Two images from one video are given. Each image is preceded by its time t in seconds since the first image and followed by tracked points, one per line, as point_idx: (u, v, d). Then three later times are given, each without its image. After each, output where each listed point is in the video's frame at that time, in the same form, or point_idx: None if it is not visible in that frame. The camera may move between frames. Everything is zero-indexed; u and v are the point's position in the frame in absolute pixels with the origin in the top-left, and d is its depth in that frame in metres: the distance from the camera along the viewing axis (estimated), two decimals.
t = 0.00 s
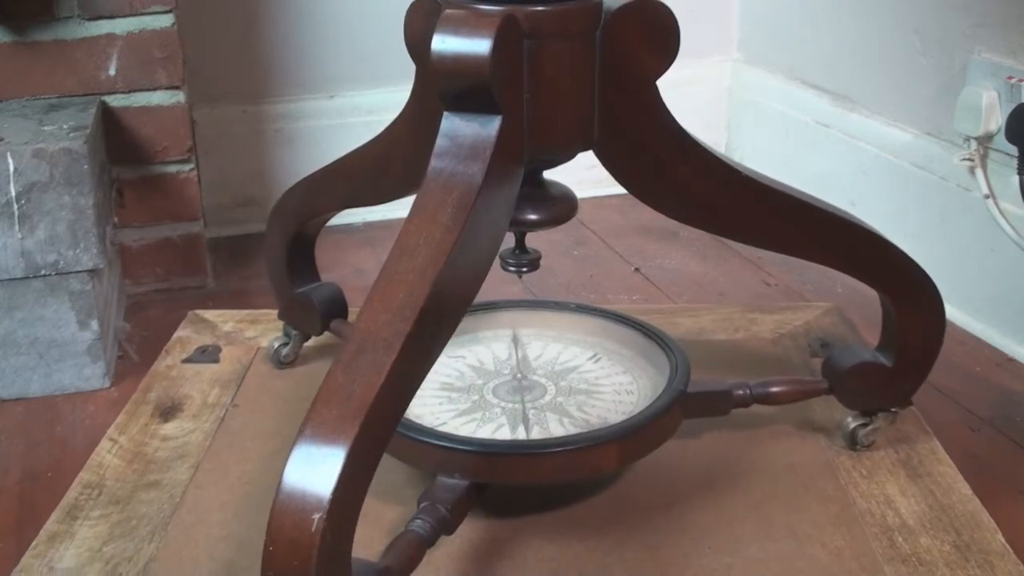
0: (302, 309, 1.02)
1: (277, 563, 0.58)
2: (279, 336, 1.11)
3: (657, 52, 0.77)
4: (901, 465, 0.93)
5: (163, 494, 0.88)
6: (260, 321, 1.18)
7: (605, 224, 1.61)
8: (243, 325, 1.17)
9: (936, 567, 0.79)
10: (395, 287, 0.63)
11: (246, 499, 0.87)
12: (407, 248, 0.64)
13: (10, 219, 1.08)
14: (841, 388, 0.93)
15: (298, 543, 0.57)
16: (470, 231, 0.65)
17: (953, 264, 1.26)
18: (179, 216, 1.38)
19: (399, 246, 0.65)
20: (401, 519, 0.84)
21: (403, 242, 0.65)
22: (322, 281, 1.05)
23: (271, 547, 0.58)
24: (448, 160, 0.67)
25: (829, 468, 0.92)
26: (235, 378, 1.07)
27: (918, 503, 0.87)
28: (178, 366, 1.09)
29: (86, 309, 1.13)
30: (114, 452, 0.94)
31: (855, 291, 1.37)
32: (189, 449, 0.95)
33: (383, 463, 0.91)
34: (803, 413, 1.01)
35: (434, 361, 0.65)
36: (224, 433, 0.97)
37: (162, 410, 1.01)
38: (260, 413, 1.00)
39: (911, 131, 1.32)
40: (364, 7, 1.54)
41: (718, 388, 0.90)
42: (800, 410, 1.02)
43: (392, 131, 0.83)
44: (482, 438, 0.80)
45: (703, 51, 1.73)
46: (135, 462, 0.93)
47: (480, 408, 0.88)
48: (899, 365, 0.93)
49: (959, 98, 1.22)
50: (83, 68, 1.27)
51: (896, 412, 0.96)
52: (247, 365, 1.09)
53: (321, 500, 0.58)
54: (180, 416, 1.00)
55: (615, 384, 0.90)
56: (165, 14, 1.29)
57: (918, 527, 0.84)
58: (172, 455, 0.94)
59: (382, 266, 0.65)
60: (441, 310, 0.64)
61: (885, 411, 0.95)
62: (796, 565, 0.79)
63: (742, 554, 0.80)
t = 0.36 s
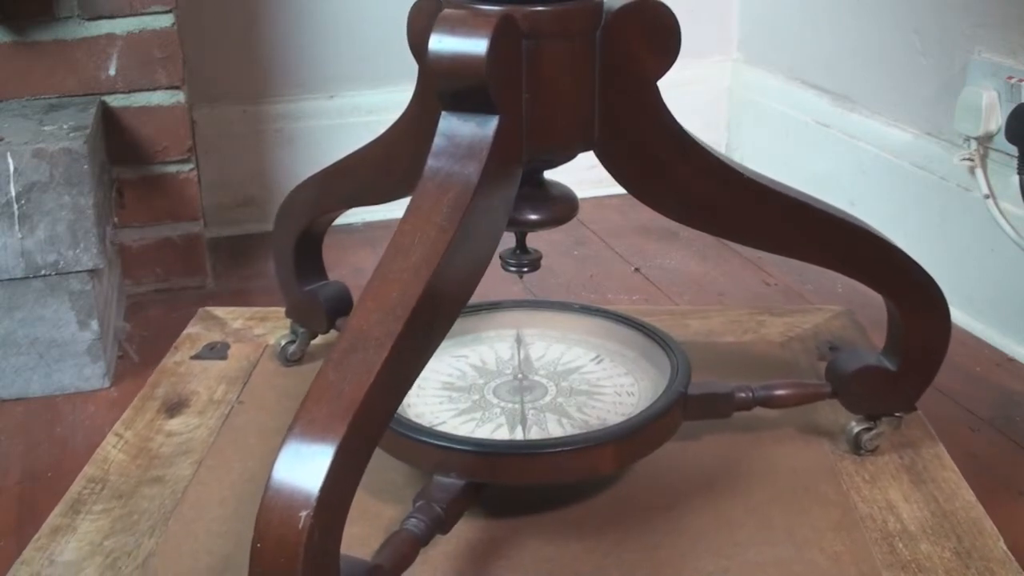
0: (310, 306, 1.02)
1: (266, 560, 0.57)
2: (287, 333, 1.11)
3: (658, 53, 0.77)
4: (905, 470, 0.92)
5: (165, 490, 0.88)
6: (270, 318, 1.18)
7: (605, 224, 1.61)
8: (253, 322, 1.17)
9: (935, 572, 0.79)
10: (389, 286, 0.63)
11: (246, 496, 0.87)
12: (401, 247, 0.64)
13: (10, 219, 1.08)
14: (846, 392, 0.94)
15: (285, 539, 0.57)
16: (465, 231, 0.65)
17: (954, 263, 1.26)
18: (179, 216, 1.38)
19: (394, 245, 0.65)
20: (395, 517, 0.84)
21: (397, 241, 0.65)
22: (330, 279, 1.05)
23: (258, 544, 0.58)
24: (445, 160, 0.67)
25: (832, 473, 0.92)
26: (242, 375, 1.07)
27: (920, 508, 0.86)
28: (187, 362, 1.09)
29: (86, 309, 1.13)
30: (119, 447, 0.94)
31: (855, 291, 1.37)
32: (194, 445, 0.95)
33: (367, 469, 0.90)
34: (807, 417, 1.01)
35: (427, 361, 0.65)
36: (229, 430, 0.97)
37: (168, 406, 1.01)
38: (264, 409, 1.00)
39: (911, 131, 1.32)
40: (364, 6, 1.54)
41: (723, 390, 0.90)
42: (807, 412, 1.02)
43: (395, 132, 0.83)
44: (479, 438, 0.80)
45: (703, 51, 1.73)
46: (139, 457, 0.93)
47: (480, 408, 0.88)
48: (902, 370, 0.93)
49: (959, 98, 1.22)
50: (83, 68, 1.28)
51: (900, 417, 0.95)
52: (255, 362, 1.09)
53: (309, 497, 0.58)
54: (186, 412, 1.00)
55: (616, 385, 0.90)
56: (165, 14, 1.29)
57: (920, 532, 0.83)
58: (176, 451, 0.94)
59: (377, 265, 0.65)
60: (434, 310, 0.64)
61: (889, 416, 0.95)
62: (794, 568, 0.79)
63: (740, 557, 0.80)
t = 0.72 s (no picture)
0: (315, 303, 1.02)
1: (253, 556, 0.58)
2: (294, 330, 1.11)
3: (660, 53, 0.77)
4: (909, 476, 0.92)
5: (168, 485, 0.88)
6: (279, 317, 1.18)
7: (605, 224, 1.61)
8: (263, 320, 1.17)
9: None
10: (381, 284, 0.63)
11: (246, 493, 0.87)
12: (396, 246, 0.64)
13: (10, 219, 1.08)
14: (850, 397, 0.94)
15: (272, 536, 0.57)
16: (461, 232, 0.65)
17: (953, 263, 1.26)
18: (179, 216, 1.38)
19: (389, 243, 0.65)
20: (390, 515, 0.84)
21: (392, 240, 0.65)
22: (337, 276, 1.05)
23: (246, 540, 0.58)
24: (442, 160, 0.67)
25: (835, 477, 0.91)
26: (249, 372, 1.07)
27: (922, 515, 0.86)
28: (196, 358, 1.09)
29: (86, 309, 1.13)
30: (125, 442, 0.94)
31: (854, 292, 1.37)
32: (198, 441, 0.95)
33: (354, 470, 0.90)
34: (807, 421, 1.01)
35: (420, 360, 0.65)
36: (235, 426, 0.97)
37: (175, 402, 1.01)
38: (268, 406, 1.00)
39: (911, 131, 1.32)
40: (365, 7, 1.54)
41: (724, 393, 0.90)
42: (812, 415, 1.02)
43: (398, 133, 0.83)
44: (477, 437, 0.80)
45: (703, 51, 1.73)
46: (143, 452, 0.93)
47: (480, 408, 0.88)
48: (906, 375, 0.93)
49: (959, 98, 1.21)
50: (83, 68, 1.28)
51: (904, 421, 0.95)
52: (263, 360, 1.09)
53: (296, 494, 0.58)
54: (193, 407, 1.00)
55: (617, 386, 0.90)
56: (165, 14, 1.29)
57: (920, 539, 0.83)
58: (181, 447, 0.94)
59: (372, 263, 0.65)
60: (427, 310, 0.64)
61: (892, 420, 0.95)
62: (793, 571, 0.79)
63: (739, 560, 0.80)
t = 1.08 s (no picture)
0: (324, 300, 1.02)
1: (242, 551, 0.58)
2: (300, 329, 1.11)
3: (660, 54, 0.77)
4: (913, 482, 0.91)
5: (171, 480, 0.88)
6: (288, 314, 1.18)
7: (605, 224, 1.61)
8: (273, 317, 1.17)
9: None
10: (373, 283, 0.63)
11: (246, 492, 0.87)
12: (390, 245, 0.64)
13: (10, 219, 1.08)
14: (853, 402, 0.94)
15: (260, 532, 0.58)
16: (456, 232, 0.65)
17: (953, 263, 1.26)
18: (179, 216, 1.38)
19: (384, 243, 0.65)
20: (388, 513, 0.84)
21: (387, 240, 0.65)
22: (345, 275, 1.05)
23: (234, 536, 0.58)
24: (438, 160, 0.67)
25: (837, 482, 0.91)
26: (257, 369, 1.06)
27: (925, 521, 0.85)
28: (204, 355, 1.09)
29: (86, 309, 1.13)
30: (130, 437, 0.95)
31: (853, 292, 1.37)
32: (202, 437, 0.95)
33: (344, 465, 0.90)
34: (812, 424, 1.01)
35: (413, 359, 0.65)
36: (240, 423, 0.97)
37: (182, 397, 1.01)
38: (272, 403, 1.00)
39: (911, 131, 1.32)
40: (365, 6, 1.54)
41: (727, 396, 0.90)
42: (816, 419, 1.02)
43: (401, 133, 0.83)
44: (476, 437, 0.80)
45: (703, 51, 1.73)
46: (149, 447, 0.93)
47: (480, 408, 0.88)
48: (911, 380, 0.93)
49: (959, 99, 1.21)
50: (83, 68, 1.28)
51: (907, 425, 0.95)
52: (271, 357, 1.09)
53: (283, 490, 0.58)
54: (200, 403, 1.00)
55: (618, 387, 0.90)
56: (165, 14, 1.29)
57: (921, 546, 0.82)
58: (185, 442, 0.94)
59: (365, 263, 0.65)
60: (420, 310, 0.64)
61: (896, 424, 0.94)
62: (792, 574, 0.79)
63: (737, 564, 0.80)
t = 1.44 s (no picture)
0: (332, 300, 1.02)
1: (230, 547, 0.58)
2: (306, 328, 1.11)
3: (661, 55, 0.77)
4: (916, 488, 0.91)
5: (173, 476, 0.88)
6: (294, 312, 1.17)
7: (605, 224, 1.61)
8: (280, 315, 1.17)
9: None
10: (369, 282, 0.63)
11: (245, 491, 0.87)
12: (386, 245, 0.64)
13: (10, 219, 1.08)
14: (854, 406, 0.93)
15: (248, 529, 0.58)
16: (452, 232, 0.65)
17: (953, 263, 1.26)
18: (179, 216, 1.38)
19: (380, 241, 0.65)
20: (386, 512, 0.84)
21: (382, 238, 0.65)
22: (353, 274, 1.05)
23: (222, 532, 0.58)
24: (435, 159, 0.67)
25: (838, 488, 0.91)
26: (265, 366, 1.06)
27: (926, 527, 0.85)
28: (212, 352, 1.09)
29: (86, 309, 1.13)
30: (136, 433, 0.95)
31: (852, 291, 1.37)
32: (206, 433, 0.95)
33: (340, 463, 0.90)
34: (818, 428, 1.01)
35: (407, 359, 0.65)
36: (244, 419, 0.97)
37: (188, 394, 1.01)
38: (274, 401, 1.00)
39: (911, 131, 1.32)
40: (364, 6, 1.54)
41: (728, 397, 0.90)
42: (822, 422, 1.02)
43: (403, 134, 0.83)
44: (475, 437, 0.81)
45: (703, 51, 1.73)
46: (154, 443, 0.93)
47: (481, 408, 0.88)
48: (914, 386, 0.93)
49: (959, 99, 1.21)
50: (83, 68, 1.28)
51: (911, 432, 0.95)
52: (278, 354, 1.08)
53: (273, 487, 0.58)
54: (206, 400, 1.00)
55: (619, 388, 0.90)
56: (165, 14, 1.29)
57: (921, 552, 0.82)
58: (189, 438, 0.94)
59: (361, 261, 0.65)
60: (415, 309, 0.64)
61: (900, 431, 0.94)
62: None
63: (736, 567, 0.80)
